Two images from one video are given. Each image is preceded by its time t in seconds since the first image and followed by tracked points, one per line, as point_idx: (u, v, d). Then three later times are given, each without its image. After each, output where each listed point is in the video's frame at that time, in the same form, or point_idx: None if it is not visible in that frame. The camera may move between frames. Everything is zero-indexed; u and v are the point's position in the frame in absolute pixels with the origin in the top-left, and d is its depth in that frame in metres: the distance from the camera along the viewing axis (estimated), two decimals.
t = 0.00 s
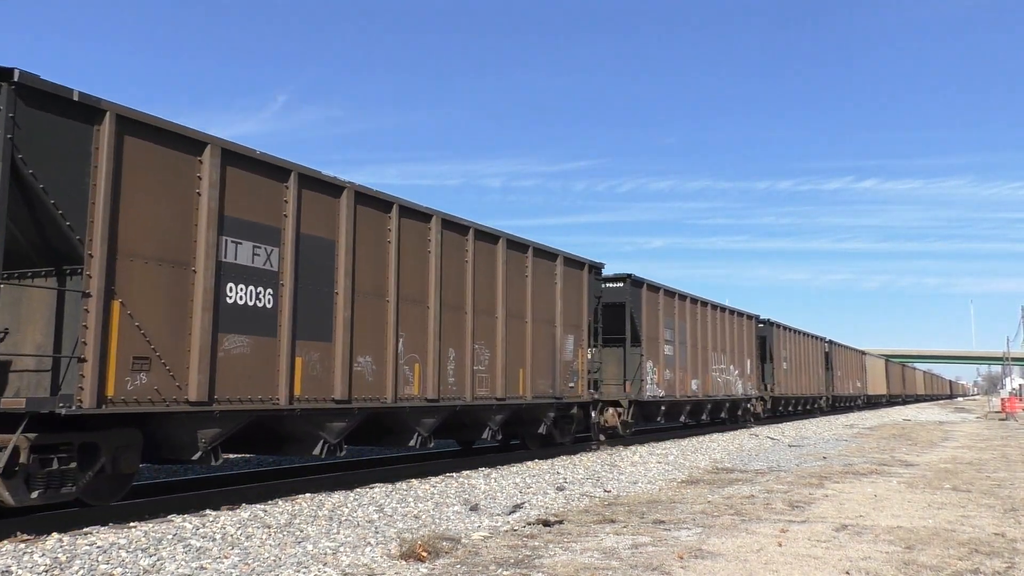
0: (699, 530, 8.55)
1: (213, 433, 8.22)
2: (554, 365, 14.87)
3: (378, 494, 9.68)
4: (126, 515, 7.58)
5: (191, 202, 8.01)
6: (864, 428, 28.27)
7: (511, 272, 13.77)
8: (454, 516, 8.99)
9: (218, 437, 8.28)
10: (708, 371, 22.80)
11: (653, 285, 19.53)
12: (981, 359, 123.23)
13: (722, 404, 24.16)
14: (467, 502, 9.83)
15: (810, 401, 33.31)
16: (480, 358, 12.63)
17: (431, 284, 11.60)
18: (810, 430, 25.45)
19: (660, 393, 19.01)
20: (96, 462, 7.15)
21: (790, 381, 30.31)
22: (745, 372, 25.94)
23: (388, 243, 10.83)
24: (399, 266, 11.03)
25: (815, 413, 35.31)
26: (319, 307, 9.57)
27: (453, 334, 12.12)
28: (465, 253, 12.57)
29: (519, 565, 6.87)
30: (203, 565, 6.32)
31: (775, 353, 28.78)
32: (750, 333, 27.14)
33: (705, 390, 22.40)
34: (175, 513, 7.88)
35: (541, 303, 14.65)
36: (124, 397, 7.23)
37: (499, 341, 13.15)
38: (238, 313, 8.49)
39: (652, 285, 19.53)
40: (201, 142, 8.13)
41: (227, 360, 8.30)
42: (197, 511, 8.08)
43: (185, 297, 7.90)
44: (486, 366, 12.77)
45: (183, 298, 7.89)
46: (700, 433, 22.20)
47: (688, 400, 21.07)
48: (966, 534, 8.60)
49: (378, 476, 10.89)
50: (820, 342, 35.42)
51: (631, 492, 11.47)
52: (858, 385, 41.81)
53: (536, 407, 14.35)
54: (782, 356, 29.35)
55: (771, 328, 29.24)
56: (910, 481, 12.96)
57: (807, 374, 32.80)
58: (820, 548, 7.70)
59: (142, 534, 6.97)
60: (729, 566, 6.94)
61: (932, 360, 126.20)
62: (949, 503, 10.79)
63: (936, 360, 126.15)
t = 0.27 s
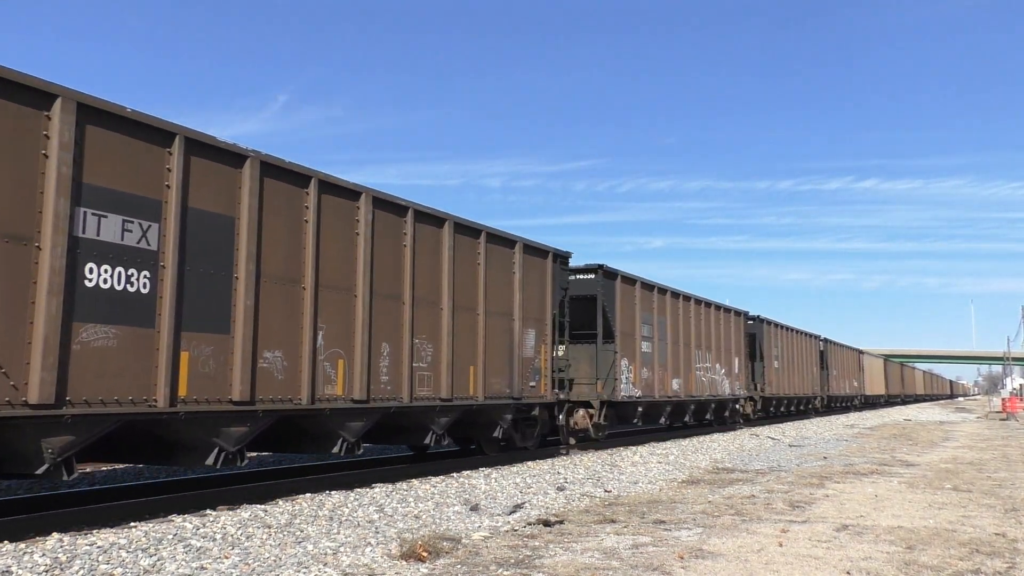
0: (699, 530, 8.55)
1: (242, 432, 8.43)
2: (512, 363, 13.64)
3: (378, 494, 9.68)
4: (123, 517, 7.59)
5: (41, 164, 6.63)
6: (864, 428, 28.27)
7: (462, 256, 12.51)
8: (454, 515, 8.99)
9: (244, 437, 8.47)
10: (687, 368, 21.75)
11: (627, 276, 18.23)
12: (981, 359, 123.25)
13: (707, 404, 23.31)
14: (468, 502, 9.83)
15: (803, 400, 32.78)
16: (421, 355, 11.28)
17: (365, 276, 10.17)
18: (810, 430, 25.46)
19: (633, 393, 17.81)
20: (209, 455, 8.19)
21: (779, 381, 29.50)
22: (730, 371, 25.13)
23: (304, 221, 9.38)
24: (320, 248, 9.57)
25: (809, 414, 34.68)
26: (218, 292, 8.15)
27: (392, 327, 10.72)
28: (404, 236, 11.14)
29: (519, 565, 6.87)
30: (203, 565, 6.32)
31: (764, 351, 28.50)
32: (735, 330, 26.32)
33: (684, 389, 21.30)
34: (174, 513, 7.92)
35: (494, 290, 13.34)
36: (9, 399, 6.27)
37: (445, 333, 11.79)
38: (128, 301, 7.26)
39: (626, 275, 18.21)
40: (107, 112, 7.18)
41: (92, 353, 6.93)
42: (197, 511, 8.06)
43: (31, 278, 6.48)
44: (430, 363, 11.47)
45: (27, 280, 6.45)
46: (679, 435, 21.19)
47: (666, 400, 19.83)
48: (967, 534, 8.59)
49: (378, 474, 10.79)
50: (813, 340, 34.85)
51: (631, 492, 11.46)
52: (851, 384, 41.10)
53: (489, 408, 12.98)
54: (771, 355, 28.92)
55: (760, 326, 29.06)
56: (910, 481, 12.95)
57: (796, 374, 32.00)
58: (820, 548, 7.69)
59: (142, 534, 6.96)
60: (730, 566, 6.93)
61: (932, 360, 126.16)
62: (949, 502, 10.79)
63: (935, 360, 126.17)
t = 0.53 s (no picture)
0: (699, 530, 8.55)
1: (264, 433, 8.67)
2: (460, 361, 12.32)
3: (378, 494, 9.68)
4: (123, 517, 7.59)
5: (96, 177, 7.05)
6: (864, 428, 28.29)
7: (351, 228, 10.18)
8: (454, 516, 8.99)
9: (266, 435, 8.70)
10: (665, 366, 20.74)
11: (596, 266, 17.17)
12: (980, 359, 123.24)
13: (689, 405, 22.44)
14: (468, 502, 9.83)
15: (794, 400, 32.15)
16: (347, 351, 9.92)
17: (221, 244, 8.23)
18: (811, 430, 25.46)
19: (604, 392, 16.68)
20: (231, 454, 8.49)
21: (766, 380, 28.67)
22: (713, 370, 24.27)
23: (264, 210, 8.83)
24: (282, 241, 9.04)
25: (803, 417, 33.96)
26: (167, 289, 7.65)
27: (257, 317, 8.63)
28: (326, 217, 9.74)
29: (519, 565, 6.87)
30: (203, 565, 6.32)
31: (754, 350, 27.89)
32: (719, 327, 25.46)
33: (663, 389, 20.26)
34: (174, 513, 7.93)
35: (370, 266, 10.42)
36: (39, 399, 6.45)
37: (377, 329, 10.41)
38: (153, 315, 7.48)
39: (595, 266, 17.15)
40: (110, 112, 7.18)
41: (138, 369, 7.31)
42: (198, 512, 8.06)
43: (88, 287, 6.90)
44: (358, 360, 10.10)
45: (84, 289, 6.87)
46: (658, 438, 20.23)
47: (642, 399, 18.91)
48: (967, 534, 8.59)
49: (377, 474, 10.79)
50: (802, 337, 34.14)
51: (631, 492, 11.46)
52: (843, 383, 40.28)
53: (432, 409, 11.58)
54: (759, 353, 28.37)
55: (749, 324, 28.32)
56: (910, 481, 12.96)
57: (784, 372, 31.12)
58: (821, 548, 7.69)
59: (143, 534, 6.97)
60: (730, 566, 6.93)
61: (932, 360, 126.15)
62: (949, 502, 10.79)
63: (935, 360, 126.15)
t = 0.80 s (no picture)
0: (699, 530, 8.56)
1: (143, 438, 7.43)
2: (396, 358, 11.00)
3: (378, 494, 9.70)
4: (121, 517, 7.59)
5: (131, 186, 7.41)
6: (864, 428, 28.34)
7: (253, 205, 8.82)
8: (454, 516, 9.00)
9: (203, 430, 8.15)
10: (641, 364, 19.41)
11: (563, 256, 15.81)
12: (980, 359, 123.28)
13: (668, 405, 21.32)
14: (468, 502, 9.84)
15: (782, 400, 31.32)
16: (334, 349, 9.88)
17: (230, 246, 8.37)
18: (810, 430, 25.46)
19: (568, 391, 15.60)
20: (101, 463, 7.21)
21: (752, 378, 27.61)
22: (694, 367, 23.14)
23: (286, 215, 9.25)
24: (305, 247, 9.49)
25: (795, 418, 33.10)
26: (196, 293, 8.03)
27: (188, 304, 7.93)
28: (285, 205, 9.23)
29: (519, 565, 6.88)
30: (203, 565, 6.32)
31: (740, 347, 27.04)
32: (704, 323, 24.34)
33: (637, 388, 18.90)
34: (175, 513, 7.96)
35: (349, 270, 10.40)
36: (77, 399, 6.80)
37: (344, 324, 10.01)
38: (183, 319, 7.87)
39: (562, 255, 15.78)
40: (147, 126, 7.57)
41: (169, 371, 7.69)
42: (198, 512, 8.08)
43: (125, 293, 7.28)
44: (264, 356, 8.82)
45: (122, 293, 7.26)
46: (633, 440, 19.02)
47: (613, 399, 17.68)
48: (967, 534, 8.60)
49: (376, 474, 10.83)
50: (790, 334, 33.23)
51: (631, 492, 11.48)
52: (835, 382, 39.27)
53: (356, 413, 10.29)
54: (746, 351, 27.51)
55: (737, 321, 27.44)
56: (910, 481, 12.97)
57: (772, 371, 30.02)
58: (820, 548, 7.70)
59: (143, 534, 6.97)
60: (729, 566, 6.94)
61: (932, 360, 126.18)
62: (949, 502, 10.80)
63: (934, 360, 126.21)
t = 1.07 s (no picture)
0: (699, 530, 8.55)
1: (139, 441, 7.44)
2: (315, 354, 9.60)
3: (378, 494, 9.69)
4: (121, 517, 7.61)
5: (159, 192, 7.72)
6: (864, 428, 28.30)
7: (207, 195, 8.24)
8: (454, 516, 8.99)
9: (171, 440, 7.76)
10: (615, 362, 17.87)
11: (524, 242, 14.52)
12: (979, 359, 123.23)
13: (645, 404, 19.75)
14: (467, 502, 9.83)
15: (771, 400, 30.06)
16: (233, 345, 8.48)
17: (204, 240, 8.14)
18: (810, 430, 25.42)
19: (529, 391, 14.23)
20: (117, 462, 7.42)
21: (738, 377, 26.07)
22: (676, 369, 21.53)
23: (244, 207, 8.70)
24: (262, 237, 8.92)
25: (788, 420, 31.89)
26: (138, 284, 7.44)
27: (220, 305, 8.33)
28: (247, 196, 8.73)
29: (519, 565, 6.87)
30: (203, 565, 6.32)
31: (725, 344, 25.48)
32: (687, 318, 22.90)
33: (608, 389, 17.36)
34: (175, 513, 7.96)
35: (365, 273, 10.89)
36: (10, 399, 6.35)
37: (246, 315, 8.60)
38: (134, 314, 7.39)
39: (524, 241, 14.52)
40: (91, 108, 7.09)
41: (109, 371, 7.12)
42: (198, 512, 8.08)
43: (58, 283, 6.72)
44: (135, 351, 7.37)
45: (156, 298, 7.62)
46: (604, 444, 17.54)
47: (581, 399, 16.09)
48: (967, 534, 8.59)
49: (377, 475, 10.86)
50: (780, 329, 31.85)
51: (631, 492, 11.47)
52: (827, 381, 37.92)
53: (261, 415, 8.83)
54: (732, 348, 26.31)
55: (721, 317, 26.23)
56: (910, 481, 12.96)
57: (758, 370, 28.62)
58: (820, 548, 7.70)
59: (142, 534, 6.97)
60: (729, 566, 6.93)
61: (932, 360, 126.13)
62: (949, 502, 10.79)
63: (934, 360, 126.16)
